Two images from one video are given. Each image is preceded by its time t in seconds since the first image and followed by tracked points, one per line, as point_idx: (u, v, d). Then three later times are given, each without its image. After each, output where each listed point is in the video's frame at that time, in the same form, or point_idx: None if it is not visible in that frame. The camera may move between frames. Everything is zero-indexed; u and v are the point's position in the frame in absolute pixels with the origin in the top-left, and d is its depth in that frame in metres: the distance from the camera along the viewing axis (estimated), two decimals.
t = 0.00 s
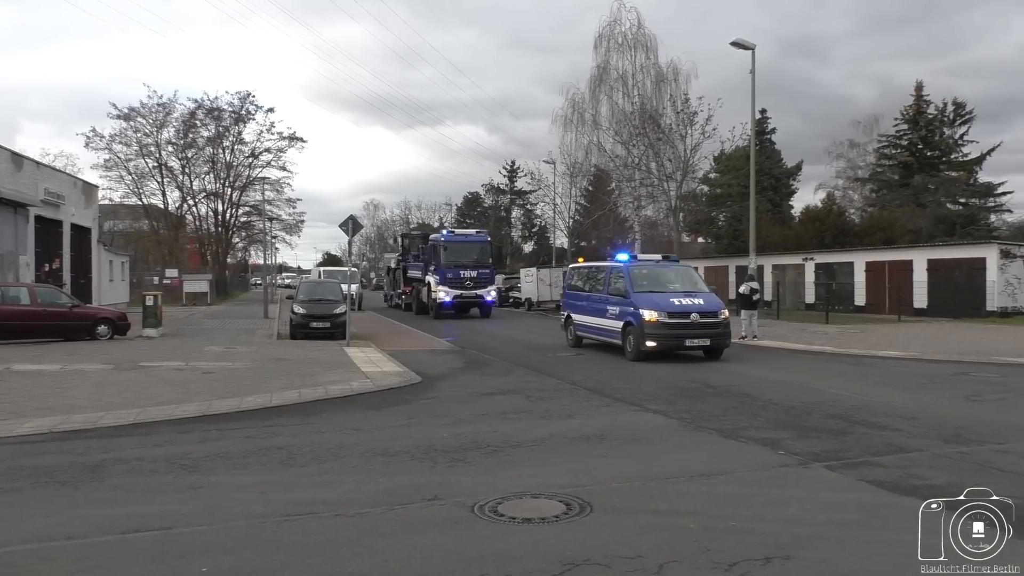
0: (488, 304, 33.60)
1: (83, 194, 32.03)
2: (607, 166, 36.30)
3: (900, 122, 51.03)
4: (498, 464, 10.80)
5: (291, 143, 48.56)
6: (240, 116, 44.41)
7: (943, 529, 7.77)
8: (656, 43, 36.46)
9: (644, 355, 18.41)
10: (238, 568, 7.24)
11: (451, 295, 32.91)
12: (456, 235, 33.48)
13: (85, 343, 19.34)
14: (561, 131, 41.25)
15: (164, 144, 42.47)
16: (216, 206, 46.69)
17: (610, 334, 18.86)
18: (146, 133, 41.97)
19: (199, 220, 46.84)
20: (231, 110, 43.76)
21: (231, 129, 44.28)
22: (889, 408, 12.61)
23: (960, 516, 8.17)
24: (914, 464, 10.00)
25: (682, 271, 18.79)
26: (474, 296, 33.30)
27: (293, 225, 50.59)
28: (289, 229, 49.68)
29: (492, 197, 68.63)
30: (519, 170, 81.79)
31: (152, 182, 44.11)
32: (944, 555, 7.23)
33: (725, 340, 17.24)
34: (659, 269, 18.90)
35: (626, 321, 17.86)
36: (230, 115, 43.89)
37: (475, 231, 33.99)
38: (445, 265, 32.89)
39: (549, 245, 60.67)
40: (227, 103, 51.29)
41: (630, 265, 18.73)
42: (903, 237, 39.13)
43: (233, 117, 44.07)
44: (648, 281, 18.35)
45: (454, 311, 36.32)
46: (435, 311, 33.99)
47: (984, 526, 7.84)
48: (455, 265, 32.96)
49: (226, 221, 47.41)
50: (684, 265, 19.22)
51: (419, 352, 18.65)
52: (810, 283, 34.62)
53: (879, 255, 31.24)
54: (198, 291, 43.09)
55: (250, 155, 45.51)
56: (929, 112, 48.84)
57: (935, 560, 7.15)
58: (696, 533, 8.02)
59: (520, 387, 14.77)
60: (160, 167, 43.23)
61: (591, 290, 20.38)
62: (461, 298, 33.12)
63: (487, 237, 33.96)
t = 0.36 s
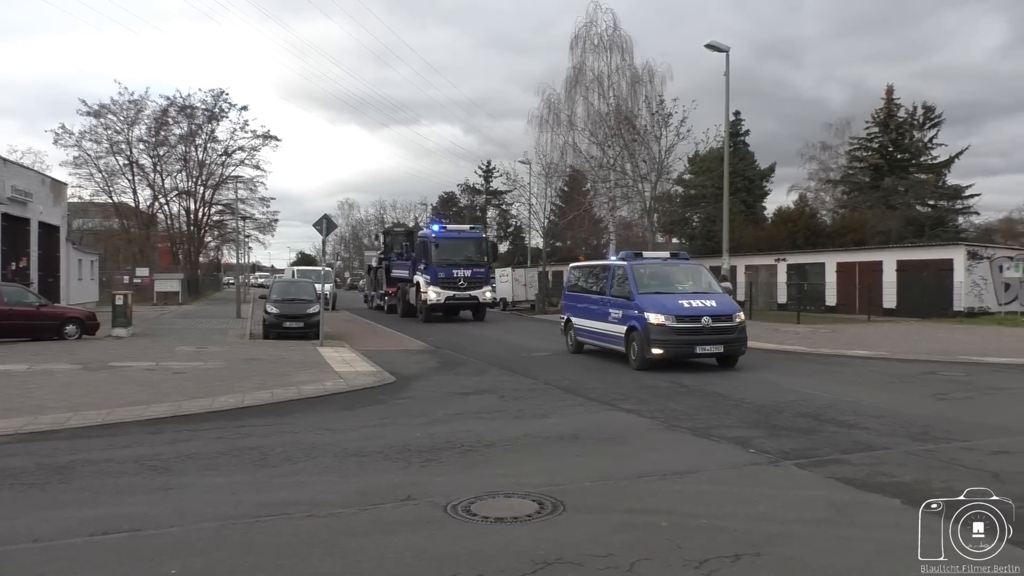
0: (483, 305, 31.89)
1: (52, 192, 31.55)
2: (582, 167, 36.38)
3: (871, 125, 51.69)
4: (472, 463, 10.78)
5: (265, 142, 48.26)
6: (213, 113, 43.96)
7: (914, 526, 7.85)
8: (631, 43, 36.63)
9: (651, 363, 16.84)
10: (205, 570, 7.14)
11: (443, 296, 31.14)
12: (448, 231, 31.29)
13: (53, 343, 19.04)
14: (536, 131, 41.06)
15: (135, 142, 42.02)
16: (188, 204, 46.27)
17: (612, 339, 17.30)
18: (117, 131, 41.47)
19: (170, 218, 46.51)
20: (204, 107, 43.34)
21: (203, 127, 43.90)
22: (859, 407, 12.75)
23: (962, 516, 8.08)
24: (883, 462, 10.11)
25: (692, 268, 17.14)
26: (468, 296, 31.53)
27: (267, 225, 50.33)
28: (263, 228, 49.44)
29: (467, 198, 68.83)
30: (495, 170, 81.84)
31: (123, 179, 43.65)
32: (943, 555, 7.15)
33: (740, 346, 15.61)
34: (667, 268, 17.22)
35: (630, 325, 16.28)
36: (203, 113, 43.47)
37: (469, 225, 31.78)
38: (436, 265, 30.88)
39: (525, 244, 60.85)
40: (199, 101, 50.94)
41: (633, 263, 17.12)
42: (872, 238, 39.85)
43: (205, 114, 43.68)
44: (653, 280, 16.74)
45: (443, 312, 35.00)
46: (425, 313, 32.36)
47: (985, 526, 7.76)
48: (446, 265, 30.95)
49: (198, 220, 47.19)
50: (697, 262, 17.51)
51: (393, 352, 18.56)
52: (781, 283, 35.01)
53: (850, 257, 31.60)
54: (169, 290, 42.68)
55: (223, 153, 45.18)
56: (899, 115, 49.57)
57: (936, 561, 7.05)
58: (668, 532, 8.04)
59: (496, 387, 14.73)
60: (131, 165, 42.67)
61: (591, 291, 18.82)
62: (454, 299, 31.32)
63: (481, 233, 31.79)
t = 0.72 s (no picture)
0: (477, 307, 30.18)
1: (14, 192, 30.99)
2: (552, 168, 36.39)
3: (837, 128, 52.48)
4: (441, 464, 10.77)
5: (233, 141, 47.82)
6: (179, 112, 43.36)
7: (878, 522, 7.97)
8: (602, 46, 37.32)
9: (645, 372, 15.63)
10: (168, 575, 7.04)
11: (433, 299, 29.38)
12: (438, 229, 29.63)
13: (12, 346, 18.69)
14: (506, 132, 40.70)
15: (99, 141, 41.41)
16: (154, 204, 45.80)
17: (604, 345, 16.07)
18: (80, 129, 40.83)
19: (135, 219, 45.80)
20: (170, 106, 42.82)
21: (170, 126, 43.34)
22: (823, 406, 12.93)
23: (961, 516, 8.01)
24: (847, 459, 10.26)
25: (691, 267, 15.86)
26: (460, 299, 29.83)
27: (235, 225, 49.88)
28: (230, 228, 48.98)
29: (438, 198, 68.78)
30: (466, 170, 81.84)
31: (86, 179, 42.98)
32: (944, 556, 7.06)
33: (745, 353, 14.32)
34: (663, 267, 15.91)
35: (622, 331, 15.01)
36: (169, 111, 42.97)
37: (461, 223, 30.15)
38: (425, 265, 29.17)
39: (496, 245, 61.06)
40: (165, 99, 50.35)
41: (626, 263, 15.87)
42: (837, 239, 40.56)
43: (171, 113, 43.11)
44: (648, 281, 15.46)
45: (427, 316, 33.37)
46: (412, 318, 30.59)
47: (985, 526, 7.69)
48: (436, 265, 29.22)
49: (164, 220, 46.60)
50: (696, 261, 16.20)
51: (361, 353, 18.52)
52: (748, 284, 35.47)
53: (816, 257, 32.07)
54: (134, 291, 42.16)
55: (189, 152, 44.76)
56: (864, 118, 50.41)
57: (934, 561, 6.99)
58: (635, 531, 8.09)
59: (465, 388, 14.72)
60: (95, 164, 42.02)
61: (581, 293, 17.56)
62: (444, 302, 29.59)
63: (473, 231, 30.17)
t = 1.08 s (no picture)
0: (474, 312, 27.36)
1: None
2: (524, 169, 36.47)
3: (805, 131, 53.35)
4: (413, 466, 10.71)
5: (200, 140, 47.31)
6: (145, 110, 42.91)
7: (844, 521, 8.07)
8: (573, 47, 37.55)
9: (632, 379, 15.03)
10: None
11: (427, 301, 26.52)
12: (432, 226, 27.09)
13: None
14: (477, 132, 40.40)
15: (62, 138, 40.67)
16: (119, 203, 45.20)
17: (587, 350, 15.52)
18: (42, 127, 40.09)
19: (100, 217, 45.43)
20: (136, 104, 42.26)
21: (135, 124, 42.85)
22: (790, 405, 13.10)
23: (960, 517, 7.99)
24: (813, 459, 10.39)
25: (681, 269, 15.33)
26: (456, 302, 26.94)
27: (203, 224, 49.33)
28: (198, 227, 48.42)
29: (409, 199, 68.58)
30: (437, 171, 81.81)
31: (49, 177, 42.17)
32: (942, 556, 7.04)
33: (737, 359, 13.73)
34: (650, 268, 15.35)
35: (608, 335, 14.41)
36: (135, 109, 42.41)
37: (456, 220, 27.65)
38: (418, 264, 26.41)
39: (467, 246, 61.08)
40: (130, 96, 49.66)
41: (613, 263, 15.32)
42: (804, 240, 41.20)
43: (138, 111, 42.48)
44: (635, 283, 14.90)
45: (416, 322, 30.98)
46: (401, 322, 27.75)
47: (984, 526, 7.69)
48: (430, 264, 26.48)
49: (129, 219, 46.37)
50: (686, 261, 15.61)
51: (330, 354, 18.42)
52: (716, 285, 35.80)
53: (785, 259, 32.45)
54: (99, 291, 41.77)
55: (156, 151, 44.26)
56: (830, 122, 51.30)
57: (934, 562, 6.95)
58: (603, 531, 8.11)
59: (436, 389, 14.67)
60: (58, 162, 41.16)
61: (566, 295, 16.99)
62: (439, 306, 26.72)
63: (471, 229, 27.64)
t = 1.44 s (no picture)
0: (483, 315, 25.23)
1: None
2: (507, 170, 36.45)
3: (785, 133, 53.81)
4: (395, 467, 10.66)
5: (180, 140, 47.04)
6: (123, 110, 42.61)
7: (824, 520, 8.14)
8: (555, 48, 37.42)
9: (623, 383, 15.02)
10: None
11: (434, 304, 24.36)
12: (437, 223, 25.03)
13: None
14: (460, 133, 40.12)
15: (39, 138, 40.28)
16: (98, 204, 44.92)
17: (579, 353, 15.48)
18: (19, 126, 39.70)
19: (79, 217, 45.34)
20: (115, 104, 41.95)
21: (114, 123, 42.57)
22: (772, 406, 13.18)
23: (959, 516, 8.00)
24: (793, 459, 10.46)
25: (674, 270, 15.38)
26: (464, 305, 24.78)
27: (183, 225, 48.98)
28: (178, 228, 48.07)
29: (391, 200, 68.19)
30: (419, 172, 81.64)
31: (26, 177, 41.71)
32: (943, 555, 7.04)
33: (730, 363, 13.74)
34: (643, 269, 15.34)
35: (598, 338, 14.41)
36: (113, 108, 42.11)
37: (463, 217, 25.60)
38: (423, 265, 24.25)
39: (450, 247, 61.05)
40: (108, 96, 49.24)
41: (603, 263, 15.37)
42: (784, 242, 41.55)
43: (116, 110, 42.21)
44: (626, 285, 14.93)
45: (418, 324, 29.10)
46: (405, 326, 25.56)
47: (985, 526, 7.69)
48: (437, 264, 24.33)
49: (109, 219, 46.49)
50: (678, 262, 15.60)
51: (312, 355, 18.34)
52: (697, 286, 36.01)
53: (766, 260, 32.68)
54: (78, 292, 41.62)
55: (135, 151, 44.02)
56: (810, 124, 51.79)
57: (932, 561, 6.94)
58: (586, 531, 8.12)
59: (418, 391, 14.63)
60: (35, 162, 40.71)
61: (557, 297, 16.95)
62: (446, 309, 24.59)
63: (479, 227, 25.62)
